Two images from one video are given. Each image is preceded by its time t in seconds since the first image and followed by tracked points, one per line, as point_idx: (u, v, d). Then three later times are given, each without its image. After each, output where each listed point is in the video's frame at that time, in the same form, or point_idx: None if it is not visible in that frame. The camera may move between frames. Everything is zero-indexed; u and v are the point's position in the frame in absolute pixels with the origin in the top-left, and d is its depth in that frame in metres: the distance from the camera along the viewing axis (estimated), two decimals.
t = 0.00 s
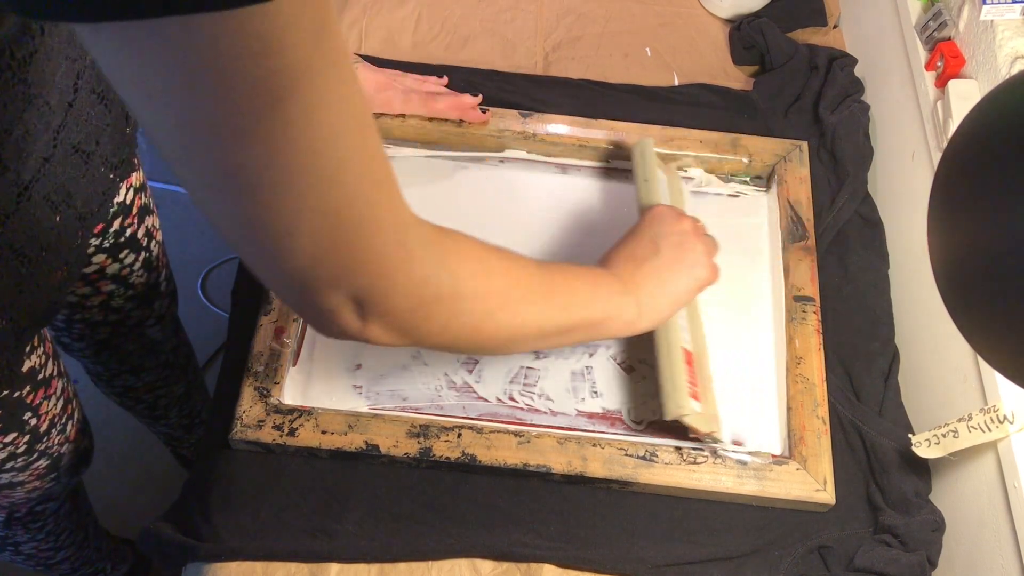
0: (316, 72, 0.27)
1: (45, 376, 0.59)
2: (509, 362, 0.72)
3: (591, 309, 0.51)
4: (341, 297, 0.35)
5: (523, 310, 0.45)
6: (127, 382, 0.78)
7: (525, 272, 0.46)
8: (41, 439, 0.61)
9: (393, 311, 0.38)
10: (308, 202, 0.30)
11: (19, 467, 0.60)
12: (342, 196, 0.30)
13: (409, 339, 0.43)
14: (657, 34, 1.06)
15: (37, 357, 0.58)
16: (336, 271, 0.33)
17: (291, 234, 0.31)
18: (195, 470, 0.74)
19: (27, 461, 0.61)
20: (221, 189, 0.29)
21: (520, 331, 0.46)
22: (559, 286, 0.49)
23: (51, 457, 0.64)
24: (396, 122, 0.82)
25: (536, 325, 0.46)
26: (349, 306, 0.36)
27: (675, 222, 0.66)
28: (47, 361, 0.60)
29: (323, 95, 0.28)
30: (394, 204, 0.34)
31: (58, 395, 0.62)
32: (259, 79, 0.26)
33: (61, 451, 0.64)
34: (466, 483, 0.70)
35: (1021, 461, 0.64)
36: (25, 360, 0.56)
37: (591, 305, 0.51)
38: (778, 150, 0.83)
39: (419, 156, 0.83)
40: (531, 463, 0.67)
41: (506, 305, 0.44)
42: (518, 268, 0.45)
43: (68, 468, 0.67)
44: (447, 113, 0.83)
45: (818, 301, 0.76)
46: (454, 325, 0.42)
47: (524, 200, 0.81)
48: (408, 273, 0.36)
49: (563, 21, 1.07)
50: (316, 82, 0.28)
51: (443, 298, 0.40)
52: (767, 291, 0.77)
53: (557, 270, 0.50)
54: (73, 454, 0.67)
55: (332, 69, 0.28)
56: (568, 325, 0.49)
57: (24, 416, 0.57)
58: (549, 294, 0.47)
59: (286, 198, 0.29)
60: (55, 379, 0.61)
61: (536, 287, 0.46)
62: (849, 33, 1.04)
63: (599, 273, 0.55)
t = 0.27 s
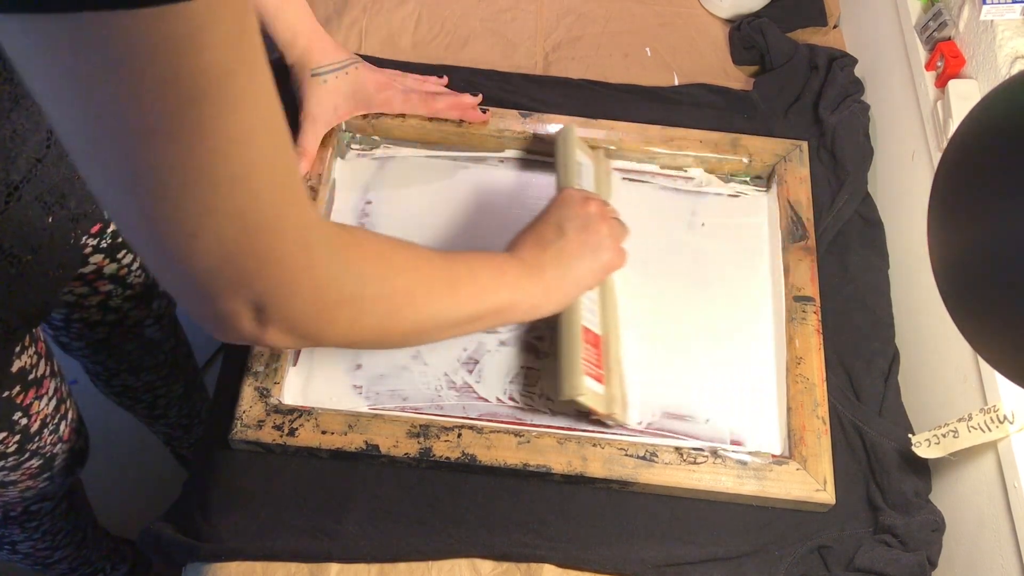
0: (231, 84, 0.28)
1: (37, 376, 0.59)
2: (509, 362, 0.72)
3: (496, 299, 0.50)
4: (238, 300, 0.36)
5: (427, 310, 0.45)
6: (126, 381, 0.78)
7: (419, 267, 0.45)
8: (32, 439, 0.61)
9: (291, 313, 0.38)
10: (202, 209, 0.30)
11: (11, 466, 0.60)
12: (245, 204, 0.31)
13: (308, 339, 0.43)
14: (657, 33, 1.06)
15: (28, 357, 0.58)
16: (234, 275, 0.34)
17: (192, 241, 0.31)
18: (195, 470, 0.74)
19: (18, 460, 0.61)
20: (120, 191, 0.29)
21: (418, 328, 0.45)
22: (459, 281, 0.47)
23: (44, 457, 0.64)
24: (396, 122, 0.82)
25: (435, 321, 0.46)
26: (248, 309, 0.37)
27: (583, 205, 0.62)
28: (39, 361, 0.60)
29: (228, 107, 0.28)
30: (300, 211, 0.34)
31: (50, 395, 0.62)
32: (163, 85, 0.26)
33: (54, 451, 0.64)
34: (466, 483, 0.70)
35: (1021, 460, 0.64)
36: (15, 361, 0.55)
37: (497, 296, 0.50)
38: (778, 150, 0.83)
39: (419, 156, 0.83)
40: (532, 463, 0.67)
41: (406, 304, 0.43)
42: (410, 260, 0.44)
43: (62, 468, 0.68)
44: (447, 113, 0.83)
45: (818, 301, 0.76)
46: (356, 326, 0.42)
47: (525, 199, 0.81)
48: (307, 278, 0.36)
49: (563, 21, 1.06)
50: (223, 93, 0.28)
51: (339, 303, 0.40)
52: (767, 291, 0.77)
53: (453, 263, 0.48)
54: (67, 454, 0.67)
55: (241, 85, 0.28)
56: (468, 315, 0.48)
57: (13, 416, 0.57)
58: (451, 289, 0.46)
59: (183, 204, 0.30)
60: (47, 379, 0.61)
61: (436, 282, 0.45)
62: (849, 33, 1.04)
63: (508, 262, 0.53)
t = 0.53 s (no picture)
0: (101, 81, 0.32)
1: (30, 376, 0.59)
2: (509, 362, 0.72)
3: (373, 284, 0.48)
4: (88, 294, 0.36)
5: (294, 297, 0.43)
6: (126, 381, 0.78)
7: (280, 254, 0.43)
8: (25, 438, 0.60)
9: (146, 310, 0.38)
10: (60, 190, 0.32)
11: (4, 465, 0.61)
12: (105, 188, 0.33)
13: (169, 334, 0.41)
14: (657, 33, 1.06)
15: (21, 356, 0.57)
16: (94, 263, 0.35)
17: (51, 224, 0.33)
18: (195, 470, 0.74)
19: (11, 459, 0.61)
20: None
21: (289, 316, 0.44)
22: (329, 266, 0.45)
23: (38, 457, 0.64)
24: (396, 122, 0.82)
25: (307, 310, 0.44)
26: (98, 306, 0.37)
27: (471, 196, 0.61)
28: (33, 361, 0.60)
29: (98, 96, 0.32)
30: (165, 203, 0.35)
31: (44, 395, 0.62)
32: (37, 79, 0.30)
33: (48, 451, 0.64)
34: (466, 483, 0.70)
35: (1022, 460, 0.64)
36: (7, 360, 0.55)
37: (373, 281, 0.48)
38: (778, 150, 0.83)
39: (420, 156, 0.84)
40: (532, 463, 0.67)
41: (266, 291, 0.42)
42: (279, 248, 0.43)
43: (57, 468, 0.68)
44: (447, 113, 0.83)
45: (818, 301, 0.76)
46: (221, 320, 0.41)
47: (525, 200, 0.81)
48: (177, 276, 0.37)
49: (563, 21, 1.06)
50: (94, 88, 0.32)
51: (193, 293, 0.38)
52: (767, 291, 0.77)
53: (328, 249, 0.46)
54: (63, 453, 0.67)
55: (113, 86, 0.32)
56: (346, 301, 0.46)
57: (5, 415, 0.57)
58: (317, 275, 0.44)
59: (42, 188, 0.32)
60: (42, 379, 0.61)
61: (305, 269, 0.44)
62: (849, 33, 1.04)
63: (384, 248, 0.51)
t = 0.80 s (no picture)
0: None
1: (27, 377, 0.59)
2: (508, 362, 0.72)
3: (256, 278, 0.48)
4: None
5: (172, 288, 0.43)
6: (126, 381, 0.79)
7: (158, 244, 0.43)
8: (20, 438, 0.61)
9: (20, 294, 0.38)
10: None
11: None
12: None
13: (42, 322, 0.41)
14: (658, 34, 1.06)
15: (19, 357, 0.57)
16: None
17: None
18: (195, 469, 0.74)
19: (7, 458, 0.61)
20: None
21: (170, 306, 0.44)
22: (216, 255, 0.46)
23: (33, 457, 0.64)
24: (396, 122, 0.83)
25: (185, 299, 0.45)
26: None
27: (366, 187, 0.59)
28: (30, 361, 0.59)
29: None
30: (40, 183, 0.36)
31: (41, 395, 0.61)
32: None
33: (44, 450, 0.64)
34: (466, 483, 0.70)
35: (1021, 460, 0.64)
36: (4, 362, 0.55)
37: (255, 270, 0.48)
38: (778, 150, 0.83)
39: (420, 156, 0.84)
40: (531, 463, 0.67)
41: (141, 282, 0.42)
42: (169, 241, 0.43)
43: (54, 467, 0.68)
44: (447, 113, 0.83)
45: (818, 301, 0.76)
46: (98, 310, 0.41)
47: (524, 200, 0.81)
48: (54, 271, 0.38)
49: (563, 21, 1.07)
50: None
51: (55, 287, 0.39)
52: (767, 291, 0.77)
53: (215, 239, 0.46)
54: (60, 453, 0.67)
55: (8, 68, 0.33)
56: (224, 292, 0.47)
57: None
58: (197, 266, 0.44)
59: None
60: (38, 379, 0.61)
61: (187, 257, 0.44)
62: (849, 33, 1.04)
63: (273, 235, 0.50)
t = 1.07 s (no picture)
0: None
1: (23, 377, 0.59)
2: (508, 362, 0.72)
3: (238, 268, 0.48)
4: None
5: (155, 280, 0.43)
6: (125, 381, 0.78)
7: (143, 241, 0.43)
8: (16, 438, 0.61)
9: None
10: None
11: None
12: None
13: (10, 320, 0.41)
14: (657, 34, 1.06)
15: (15, 357, 0.57)
16: None
17: None
18: (195, 469, 0.74)
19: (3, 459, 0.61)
20: None
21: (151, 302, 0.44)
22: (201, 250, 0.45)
23: (29, 457, 0.64)
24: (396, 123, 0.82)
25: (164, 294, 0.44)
26: None
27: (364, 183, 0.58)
28: (26, 362, 0.59)
29: None
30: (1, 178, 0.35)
31: (37, 395, 0.61)
32: None
33: (40, 450, 0.64)
34: (466, 483, 0.70)
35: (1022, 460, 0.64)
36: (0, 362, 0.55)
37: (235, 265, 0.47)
38: (778, 150, 0.83)
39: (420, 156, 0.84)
40: (531, 463, 0.67)
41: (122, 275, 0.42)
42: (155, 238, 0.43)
43: (50, 467, 0.68)
44: (447, 113, 0.82)
45: (817, 301, 0.76)
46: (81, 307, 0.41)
47: (525, 199, 0.81)
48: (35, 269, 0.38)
49: (563, 21, 1.07)
50: None
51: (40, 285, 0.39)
52: (767, 291, 0.77)
53: (199, 231, 0.46)
54: (56, 453, 0.67)
55: None
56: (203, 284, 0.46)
57: None
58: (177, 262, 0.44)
59: None
60: (35, 379, 0.61)
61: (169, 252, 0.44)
62: (849, 33, 1.04)
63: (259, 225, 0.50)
